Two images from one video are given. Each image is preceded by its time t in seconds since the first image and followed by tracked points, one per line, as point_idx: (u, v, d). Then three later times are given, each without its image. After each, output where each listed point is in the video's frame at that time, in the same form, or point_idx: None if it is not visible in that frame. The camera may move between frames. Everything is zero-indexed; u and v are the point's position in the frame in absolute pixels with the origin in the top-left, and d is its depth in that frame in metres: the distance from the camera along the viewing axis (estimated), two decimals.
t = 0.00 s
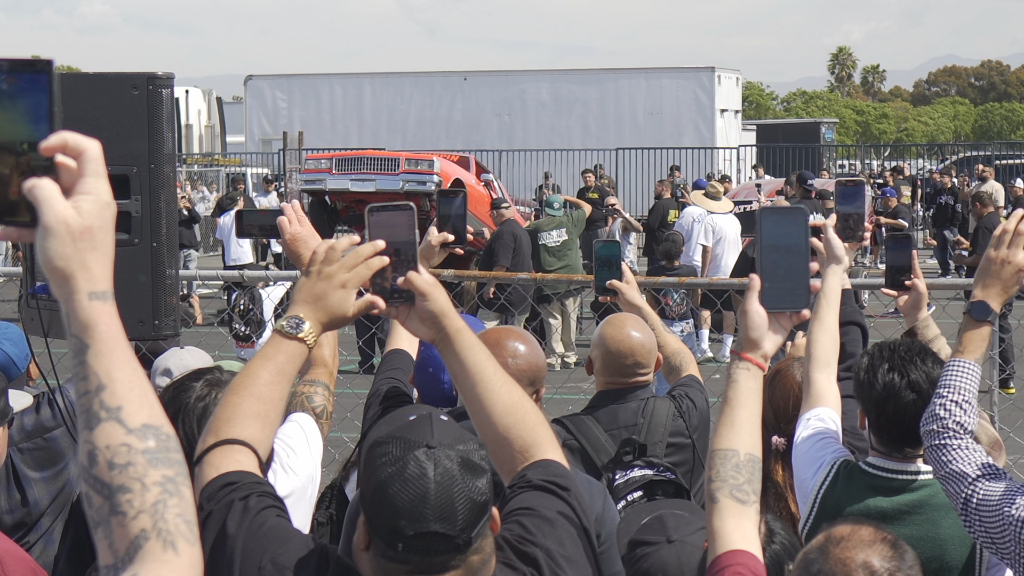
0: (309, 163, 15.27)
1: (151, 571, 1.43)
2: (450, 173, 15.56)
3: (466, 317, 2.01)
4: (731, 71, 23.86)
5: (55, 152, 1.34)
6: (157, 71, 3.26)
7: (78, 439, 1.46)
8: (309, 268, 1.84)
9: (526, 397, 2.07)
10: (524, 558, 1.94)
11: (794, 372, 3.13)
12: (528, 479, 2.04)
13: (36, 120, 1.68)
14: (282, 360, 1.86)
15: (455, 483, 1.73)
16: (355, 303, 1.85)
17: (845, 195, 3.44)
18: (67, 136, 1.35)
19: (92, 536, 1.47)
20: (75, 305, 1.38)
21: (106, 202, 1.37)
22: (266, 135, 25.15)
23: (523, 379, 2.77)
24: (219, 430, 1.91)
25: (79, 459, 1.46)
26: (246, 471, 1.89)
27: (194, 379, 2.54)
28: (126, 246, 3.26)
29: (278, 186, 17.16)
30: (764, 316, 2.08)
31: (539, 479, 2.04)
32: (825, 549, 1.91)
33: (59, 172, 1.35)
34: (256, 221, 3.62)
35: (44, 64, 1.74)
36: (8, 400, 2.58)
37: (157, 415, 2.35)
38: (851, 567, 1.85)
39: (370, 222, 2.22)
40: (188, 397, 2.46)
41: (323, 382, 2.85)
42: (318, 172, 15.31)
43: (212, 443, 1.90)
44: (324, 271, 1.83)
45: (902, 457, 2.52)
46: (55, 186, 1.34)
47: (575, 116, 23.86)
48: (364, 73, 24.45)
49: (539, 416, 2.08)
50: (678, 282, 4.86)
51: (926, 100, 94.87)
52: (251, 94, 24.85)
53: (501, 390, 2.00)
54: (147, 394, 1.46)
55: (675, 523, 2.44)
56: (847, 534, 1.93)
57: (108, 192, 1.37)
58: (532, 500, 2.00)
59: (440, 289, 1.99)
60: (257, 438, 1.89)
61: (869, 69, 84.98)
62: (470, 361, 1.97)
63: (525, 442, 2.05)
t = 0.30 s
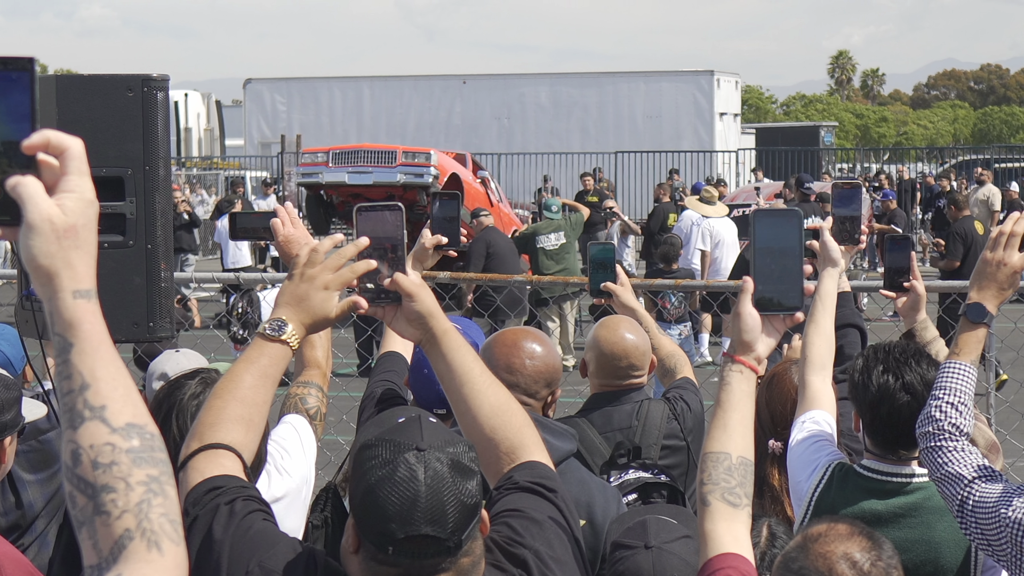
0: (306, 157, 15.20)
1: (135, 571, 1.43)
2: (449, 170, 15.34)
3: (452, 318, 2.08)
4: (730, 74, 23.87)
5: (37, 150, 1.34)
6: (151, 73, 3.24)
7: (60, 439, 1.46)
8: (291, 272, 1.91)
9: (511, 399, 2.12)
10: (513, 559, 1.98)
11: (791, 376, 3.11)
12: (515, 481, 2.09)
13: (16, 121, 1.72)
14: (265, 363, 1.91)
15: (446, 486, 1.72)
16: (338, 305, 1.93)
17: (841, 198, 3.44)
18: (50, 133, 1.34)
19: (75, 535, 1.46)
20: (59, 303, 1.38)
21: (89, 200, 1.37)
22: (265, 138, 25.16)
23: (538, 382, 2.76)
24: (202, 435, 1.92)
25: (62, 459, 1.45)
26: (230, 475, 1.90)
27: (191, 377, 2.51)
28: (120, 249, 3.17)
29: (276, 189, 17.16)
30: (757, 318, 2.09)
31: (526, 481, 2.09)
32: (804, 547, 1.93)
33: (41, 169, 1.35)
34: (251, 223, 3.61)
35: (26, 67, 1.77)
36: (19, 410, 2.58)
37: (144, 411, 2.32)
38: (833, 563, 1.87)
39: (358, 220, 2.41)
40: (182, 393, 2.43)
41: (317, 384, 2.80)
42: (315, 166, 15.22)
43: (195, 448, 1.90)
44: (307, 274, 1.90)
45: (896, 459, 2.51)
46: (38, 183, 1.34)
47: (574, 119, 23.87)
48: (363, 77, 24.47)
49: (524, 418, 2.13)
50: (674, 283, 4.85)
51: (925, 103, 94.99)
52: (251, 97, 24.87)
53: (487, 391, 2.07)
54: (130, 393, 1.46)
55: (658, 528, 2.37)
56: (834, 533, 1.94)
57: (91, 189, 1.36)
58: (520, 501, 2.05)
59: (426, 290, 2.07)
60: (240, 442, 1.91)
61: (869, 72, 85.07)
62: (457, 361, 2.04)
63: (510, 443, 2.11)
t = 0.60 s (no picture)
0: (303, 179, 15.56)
1: None
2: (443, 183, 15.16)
3: (441, 313, 2.08)
4: (729, 74, 23.84)
5: (14, 153, 1.37)
6: (145, 73, 3.14)
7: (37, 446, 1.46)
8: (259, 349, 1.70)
9: (499, 395, 2.12)
10: (504, 560, 2.00)
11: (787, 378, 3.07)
12: (501, 479, 2.08)
13: None
14: (222, 440, 1.70)
15: (436, 489, 1.71)
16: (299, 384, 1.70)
17: (836, 199, 3.40)
18: (26, 137, 1.38)
19: (52, 544, 1.45)
20: (35, 308, 1.40)
21: (66, 204, 1.40)
22: (263, 139, 25.14)
23: (550, 382, 2.71)
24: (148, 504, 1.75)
25: (39, 466, 1.45)
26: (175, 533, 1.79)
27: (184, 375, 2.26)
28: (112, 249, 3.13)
29: (274, 191, 17.14)
30: (743, 321, 2.10)
31: (512, 480, 2.08)
32: (785, 551, 1.91)
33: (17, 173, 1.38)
34: (241, 222, 3.60)
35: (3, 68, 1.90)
36: (19, 413, 2.58)
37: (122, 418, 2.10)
38: (814, 565, 1.84)
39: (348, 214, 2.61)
40: (173, 395, 2.17)
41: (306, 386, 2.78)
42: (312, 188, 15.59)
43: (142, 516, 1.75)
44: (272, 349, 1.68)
45: (891, 461, 2.50)
46: (13, 188, 1.37)
47: (573, 120, 23.85)
48: (362, 77, 24.45)
49: (512, 415, 2.12)
50: (668, 285, 4.83)
51: (924, 104, 95.15)
52: (249, 98, 24.77)
53: (474, 386, 2.06)
54: (107, 397, 1.47)
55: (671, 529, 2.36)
56: (819, 537, 1.92)
57: (68, 193, 1.39)
58: (508, 501, 2.05)
59: (415, 284, 2.06)
60: (182, 512, 1.74)
61: (869, 73, 85.12)
62: (444, 356, 2.03)
63: (498, 440, 2.10)
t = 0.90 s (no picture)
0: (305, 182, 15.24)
1: None
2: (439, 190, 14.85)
3: (435, 310, 2.09)
4: (729, 77, 23.82)
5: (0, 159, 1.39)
6: (140, 76, 3.00)
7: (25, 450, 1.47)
8: None
9: (490, 391, 2.13)
10: (495, 558, 1.99)
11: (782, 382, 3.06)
12: (490, 476, 2.08)
13: None
14: None
15: (429, 488, 1.71)
16: None
17: (831, 203, 3.41)
18: (13, 143, 1.40)
19: (41, 548, 1.46)
20: (22, 313, 1.41)
21: (53, 209, 1.41)
22: (263, 142, 25.14)
23: (550, 383, 2.71)
24: None
25: (28, 470, 1.46)
26: None
27: (173, 379, 2.22)
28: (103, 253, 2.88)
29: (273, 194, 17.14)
30: (734, 326, 2.14)
31: (500, 477, 2.07)
32: (770, 554, 1.93)
33: (5, 179, 1.41)
34: (237, 225, 3.60)
35: None
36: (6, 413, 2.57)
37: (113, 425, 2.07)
38: (798, 567, 1.87)
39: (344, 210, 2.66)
40: (164, 399, 2.14)
41: (302, 386, 2.75)
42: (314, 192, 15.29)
43: None
44: None
45: (885, 463, 2.50)
46: None
47: (573, 123, 23.85)
48: (362, 80, 24.45)
49: (504, 413, 2.13)
50: (665, 287, 4.82)
51: (924, 108, 95.20)
52: (249, 101, 24.82)
53: (468, 384, 2.07)
54: (95, 403, 1.48)
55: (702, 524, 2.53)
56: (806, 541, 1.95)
57: (56, 198, 1.41)
58: (497, 500, 2.05)
59: (409, 281, 2.08)
60: None
61: (869, 77, 85.15)
62: (438, 353, 2.04)
63: (489, 436, 2.10)
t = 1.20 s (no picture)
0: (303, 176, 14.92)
1: None
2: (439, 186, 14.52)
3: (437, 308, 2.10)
4: (728, 79, 23.78)
5: None
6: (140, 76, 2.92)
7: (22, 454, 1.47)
8: None
9: (491, 390, 2.13)
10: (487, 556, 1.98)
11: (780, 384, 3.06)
12: (485, 476, 2.07)
13: None
14: None
15: (417, 486, 1.71)
16: None
17: (829, 205, 3.41)
18: (12, 148, 1.43)
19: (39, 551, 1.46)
20: (21, 317, 1.42)
21: (52, 213, 1.42)
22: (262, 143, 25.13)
23: (551, 385, 2.71)
24: None
25: (25, 474, 1.46)
26: None
27: (170, 382, 2.21)
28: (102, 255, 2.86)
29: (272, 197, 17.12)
30: (728, 330, 2.16)
31: (496, 476, 2.07)
32: (761, 555, 1.96)
33: (4, 184, 1.42)
34: (235, 225, 3.60)
35: None
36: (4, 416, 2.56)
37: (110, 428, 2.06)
38: (788, 566, 1.90)
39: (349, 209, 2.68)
40: (162, 401, 2.13)
41: (300, 386, 2.73)
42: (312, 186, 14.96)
43: None
44: None
45: (884, 464, 2.49)
46: None
47: (572, 124, 23.84)
48: (361, 82, 24.42)
49: (504, 412, 2.13)
50: (664, 289, 4.80)
51: (925, 108, 95.21)
52: (248, 103, 24.81)
53: (468, 381, 2.08)
54: (93, 406, 1.49)
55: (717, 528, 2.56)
56: (802, 545, 1.97)
57: (54, 203, 1.42)
58: (491, 499, 2.04)
59: (412, 279, 2.10)
60: None
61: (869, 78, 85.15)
62: (438, 350, 2.05)
63: (488, 435, 2.10)
